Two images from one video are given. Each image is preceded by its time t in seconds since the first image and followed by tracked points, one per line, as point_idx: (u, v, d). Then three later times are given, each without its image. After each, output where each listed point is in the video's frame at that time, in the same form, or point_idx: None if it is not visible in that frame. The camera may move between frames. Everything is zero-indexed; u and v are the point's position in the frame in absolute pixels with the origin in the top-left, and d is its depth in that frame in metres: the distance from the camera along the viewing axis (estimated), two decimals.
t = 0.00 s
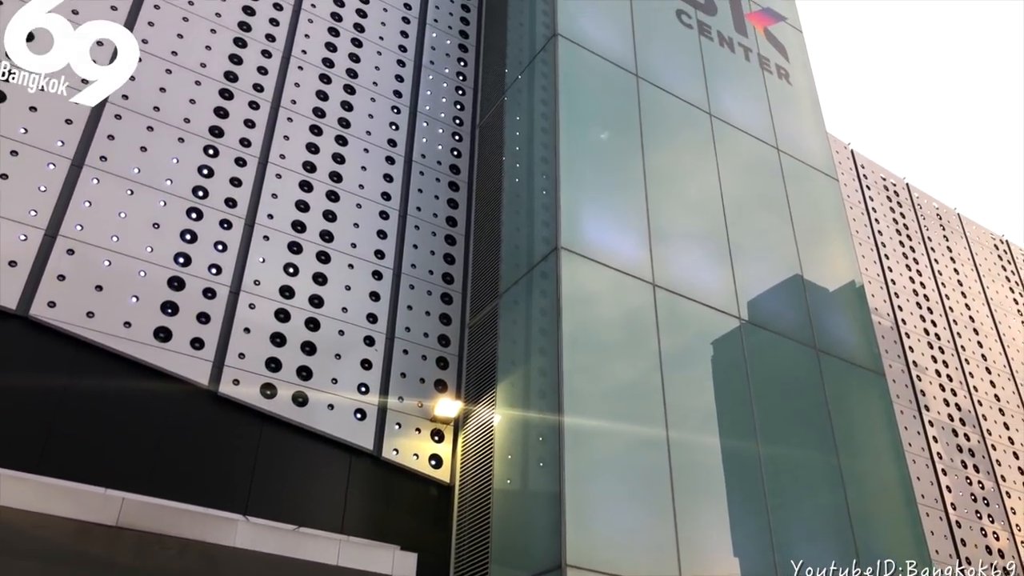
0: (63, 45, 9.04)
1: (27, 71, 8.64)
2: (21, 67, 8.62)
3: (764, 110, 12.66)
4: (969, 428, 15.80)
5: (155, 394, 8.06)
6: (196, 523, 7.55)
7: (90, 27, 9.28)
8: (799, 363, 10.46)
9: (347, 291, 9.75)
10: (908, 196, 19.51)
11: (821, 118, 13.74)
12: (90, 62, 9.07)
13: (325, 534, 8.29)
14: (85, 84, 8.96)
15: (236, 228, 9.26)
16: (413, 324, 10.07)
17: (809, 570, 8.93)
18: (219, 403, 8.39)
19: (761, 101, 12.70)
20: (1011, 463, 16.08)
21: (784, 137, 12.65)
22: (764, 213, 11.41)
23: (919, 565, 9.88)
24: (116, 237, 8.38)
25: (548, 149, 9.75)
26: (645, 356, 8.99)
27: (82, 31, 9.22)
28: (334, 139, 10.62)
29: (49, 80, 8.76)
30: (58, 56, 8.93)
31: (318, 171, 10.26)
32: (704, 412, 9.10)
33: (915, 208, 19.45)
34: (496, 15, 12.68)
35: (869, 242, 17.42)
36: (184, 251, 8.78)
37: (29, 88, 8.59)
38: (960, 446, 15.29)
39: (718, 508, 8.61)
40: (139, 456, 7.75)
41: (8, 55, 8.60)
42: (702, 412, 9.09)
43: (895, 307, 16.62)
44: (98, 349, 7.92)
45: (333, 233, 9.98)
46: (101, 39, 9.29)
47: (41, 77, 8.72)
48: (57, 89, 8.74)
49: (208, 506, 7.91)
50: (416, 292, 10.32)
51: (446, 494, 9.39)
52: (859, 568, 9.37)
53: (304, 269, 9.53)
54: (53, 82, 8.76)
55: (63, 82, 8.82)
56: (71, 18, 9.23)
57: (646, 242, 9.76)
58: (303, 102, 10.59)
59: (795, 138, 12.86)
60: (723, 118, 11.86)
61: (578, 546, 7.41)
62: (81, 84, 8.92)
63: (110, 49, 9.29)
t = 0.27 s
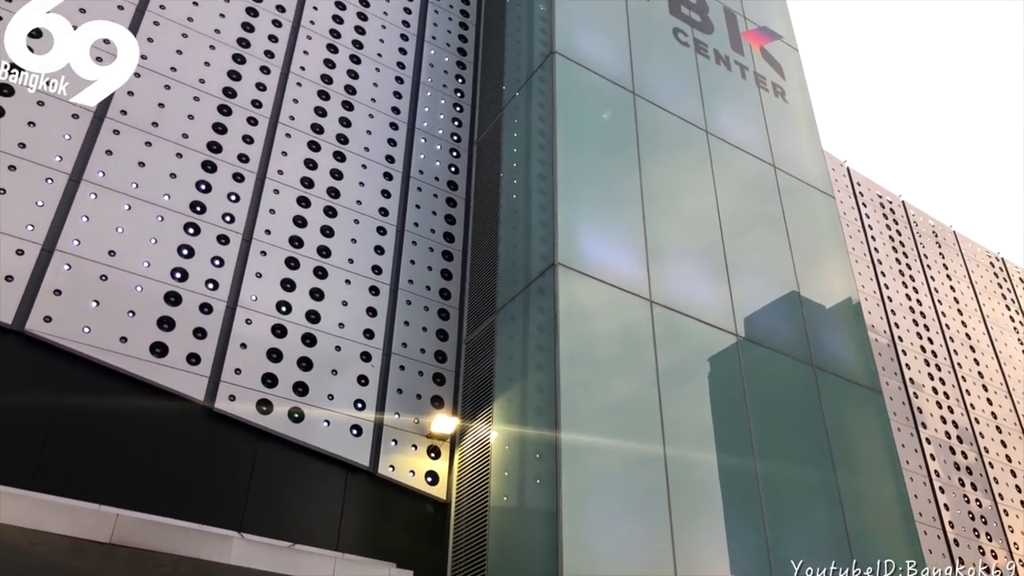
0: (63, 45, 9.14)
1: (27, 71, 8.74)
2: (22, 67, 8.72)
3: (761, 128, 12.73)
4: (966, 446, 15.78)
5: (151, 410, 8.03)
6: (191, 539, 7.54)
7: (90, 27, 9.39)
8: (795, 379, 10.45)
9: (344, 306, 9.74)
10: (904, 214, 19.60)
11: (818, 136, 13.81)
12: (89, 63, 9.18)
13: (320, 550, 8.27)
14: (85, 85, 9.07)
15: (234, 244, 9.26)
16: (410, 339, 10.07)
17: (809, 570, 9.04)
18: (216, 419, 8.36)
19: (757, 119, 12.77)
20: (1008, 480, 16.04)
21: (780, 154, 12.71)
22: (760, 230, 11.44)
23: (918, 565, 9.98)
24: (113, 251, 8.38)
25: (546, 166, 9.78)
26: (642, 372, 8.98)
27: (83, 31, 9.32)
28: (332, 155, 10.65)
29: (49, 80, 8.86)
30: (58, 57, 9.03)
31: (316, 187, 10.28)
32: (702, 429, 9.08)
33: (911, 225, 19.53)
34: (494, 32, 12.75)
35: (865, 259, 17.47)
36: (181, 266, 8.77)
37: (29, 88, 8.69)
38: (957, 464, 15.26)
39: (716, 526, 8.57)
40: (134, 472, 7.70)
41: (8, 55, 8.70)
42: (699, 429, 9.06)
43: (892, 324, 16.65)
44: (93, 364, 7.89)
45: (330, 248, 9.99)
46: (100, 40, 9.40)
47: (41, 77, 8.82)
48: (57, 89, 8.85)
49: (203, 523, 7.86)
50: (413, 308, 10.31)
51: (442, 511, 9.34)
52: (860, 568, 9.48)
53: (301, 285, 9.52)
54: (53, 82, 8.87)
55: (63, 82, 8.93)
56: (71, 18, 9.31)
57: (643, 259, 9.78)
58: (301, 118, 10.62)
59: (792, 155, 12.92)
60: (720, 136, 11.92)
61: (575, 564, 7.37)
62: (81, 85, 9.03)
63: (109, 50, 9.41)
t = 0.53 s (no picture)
0: (63, 46, 9.28)
1: (27, 71, 8.88)
2: (22, 68, 8.86)
3: (758, 145, 12.79)
4: (964, 463, 15.74)
5: (147, 425, 7.99)
6: (186, 555, 7.52)
7: (89, 28, 9.52)
8: (794, 396, 10.44)
9: (342, 322, 9.73)
10: (901, 231, 19.66)
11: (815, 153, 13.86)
12: (89, 63, 9.30)
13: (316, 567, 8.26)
14: (85, 84, 9.18)
15: (232, 258, 9.26)
16: (407, 355, 10.05)
17: (809, 570, 9.13)
18: (212, 435, 8.32)
19: (755, 135, 12.83)
20: (1007, 498, 15.99)
21: (778, 171, 12.76)
22: (758, 247, 11.46)
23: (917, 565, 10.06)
24: (111, 266, 8.37)
25: (544, 182, 9.81)
26: (640, 389, 8.96)
27: (83, 31, 9.47)
28: (330, 170, 10.66)
29: (49, 80, 8.98)
30: (58, 58, 9.16)
31: (314, 202, 10.29)
32: (700, 446, 9.06)
33: (908, 242, 19.58)
34: (493, 49, 12.81)
35: (863, 275, 17.52)
36: (179, 280, 8.76)
37: (28, 88, 8.81)
38: (955, 481, 15.22)
39: (714, 544, 8.53)
40: (129, 488, 7.66)
41: (8, 56, 8.85)
42: (697, 445, 9.04)
43: (889, 341, 16.66)
44: (90, 379, 7.86)
45: (328, 263, 9.99)
46: (100, 39, 9.52)
47: (41, 77, 8.94)
48: (57, 89, 8.96)
49: (198, 539, 7.80)
50: (411, 323, 10.31)
51: (439, 527, 9.29)
52: (859, 568, 9.59)
53: (299, 299, 9.52)
54: (53, 82, 8.99)
55: (63, 82, 9.04)
56: (71, 19, 9.48)
57: (641, 275, 9.79)
58: (300, 133, 10.65)
59: (789, 172, 12.97)
60: (717, 153, 11.98)
61: None
62: (81, 84, 9.14)
63: (109, 49, 9.52)
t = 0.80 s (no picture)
0: (63, 47, 9.37)
1: (27, 72, 8.96)
2: (22, 68, 8.95)
3: (756, 158, 12.84)
4: (962, 478, 15.73)
5: (143, 438, 7.95)
6: (182, 568, 7.43)
7: (90, 28, 9.63)
8: (792, 410, 10.43)
9: (340, 334, 9.72)
10: (898, 245, 19.71)
11: (812, 168, 13.91)
12: (89, 64, 9.40)
13: None
14: (85, 85, 9.26)
15: (230, 271, 9.25)
16: (405, 368, 10.04)
17: (809, 570, 9.22)
18: (208, 448, 8.28)
19: (752, 150, 12.87)
20: (1005, 513, 15.96)
21: (775, 185, 12.80)
22: (756, 260, 11.48)
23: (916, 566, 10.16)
24: (108, 278, 8.36)
25: (542, 195, 9.83)
26: (638, 402, 8.95)
27: (82, 32, 9.58)
28: (329, 183, 10.68)
29: (49, 80, 9.06)
30: (59, 58, 9.25)
31: (312, 214, 10.30)
32: (698, 459, 9.04)
33: (905, 256, 19.63)
34: (492, 63, 12.86)
35: (860, 289, 17.56)
36: (176, 292, 8.75)
37: (28, 88, 8.88)
38: (954, 496, 15.20)
39: (712, 559, 8.50)
40: (124, 500, 7.62)
41: (9, 56, 8.92)
42: (695, 459, 9.02)
43: (887, 355, 16.67)
44: (86, 391, 7.83)
45: (326, 276, 9.98)
46: (100, 39, 9.62)
47: (41, 78, 9.02)
48: (57, 89, 9.04)
49: (194, 552, 7.75)
50: (409, 335, 10.30)
51: (436, 542, 9.24)
52: (859, 568, 9.68)
53: (296, 312, 9.51)
54: (53, 82, 9.06)
55: (63, 82, 9.12)
56: (70, 19, 9.58)
57: (639, 288, 9.79)
58: (299, 146, 10.67)
59: (787, 186, 13.01)
60: (715, 166, 12.02)
61: None
62: (81, 85, 9.22)
63: (109, 49, 9.63)
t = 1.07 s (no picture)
0: (63, 46, 9.43)
1: (27, 72, 9.02)
2: (23, 68, 9.01)
3: (753, 170, 12.88)
4: (960, 490, 15.71)
5: (139, 449, 7.92)
6: None
7: (90, 27, 9.68)
8: (789, 422, 10.42)
9: (337, 345, 9.71)
10: (895, 257, 19.77)
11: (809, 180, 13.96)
12: (89, 64, 9.47)
13: None
14: (86, 85, 9.35)
15: (227, 281, 9.24)
16: (402, 379, 10.02)
17: (809, 570, 9.31)
18: (204, 458, 8.25)
19: (749, 162, 12.91)
20: (1003, 525, 15.94)
21: (772, 197, 12.83)
22: (753, 272, 11.50)
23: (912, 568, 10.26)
24: (106, 288, 8.35)
25: (540, 206, 9.85)
26: (636, 414, 8.94)
27: (82, 31, 9.62)
28: (327, 194, 10.69)
29: (50, 80, 9.13)
30: (59, 59, 9.32)
31: (310, 225, 10.30)
32: (695, 471, 9.02)
33: (902, 268, 19.67)
34: (490, 75, 12.90)
35: (857, 301, 17.58)
36: (174, 303, 8.74)
37: (29, 88, 8.96)
38: (951, 508, 15.17)
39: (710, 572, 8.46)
40: (120, 512, 7.58)
41: (9, 56, 8.98)
42: (693, 471, 9.00)
43: (884, 367, 16.68)
44: (82, 402, 7.80)
45: (324, 286, 9.98)
46: (100, 38, 9.69)
47: (42, 78, 9.10)
48: (57, 89, 9.12)
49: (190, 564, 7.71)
50: (406, 346, 10.29)
51: (433, 554, 9.20)
52: (859, 568, 9.79)
53: (293, 323, 9.50)
54: (53, 82, 9.14)
55: (63, 82, 9.20)
56: (70, 18, 9.61)
57: (637, 300, 9.80)
58: (297, 156, 10.68)
59: (784, 198, 13.05)
60: (713, 178, 12.06)
61: None
62: (81, 85, 9.31)
63: (109, 49, 9.70)
